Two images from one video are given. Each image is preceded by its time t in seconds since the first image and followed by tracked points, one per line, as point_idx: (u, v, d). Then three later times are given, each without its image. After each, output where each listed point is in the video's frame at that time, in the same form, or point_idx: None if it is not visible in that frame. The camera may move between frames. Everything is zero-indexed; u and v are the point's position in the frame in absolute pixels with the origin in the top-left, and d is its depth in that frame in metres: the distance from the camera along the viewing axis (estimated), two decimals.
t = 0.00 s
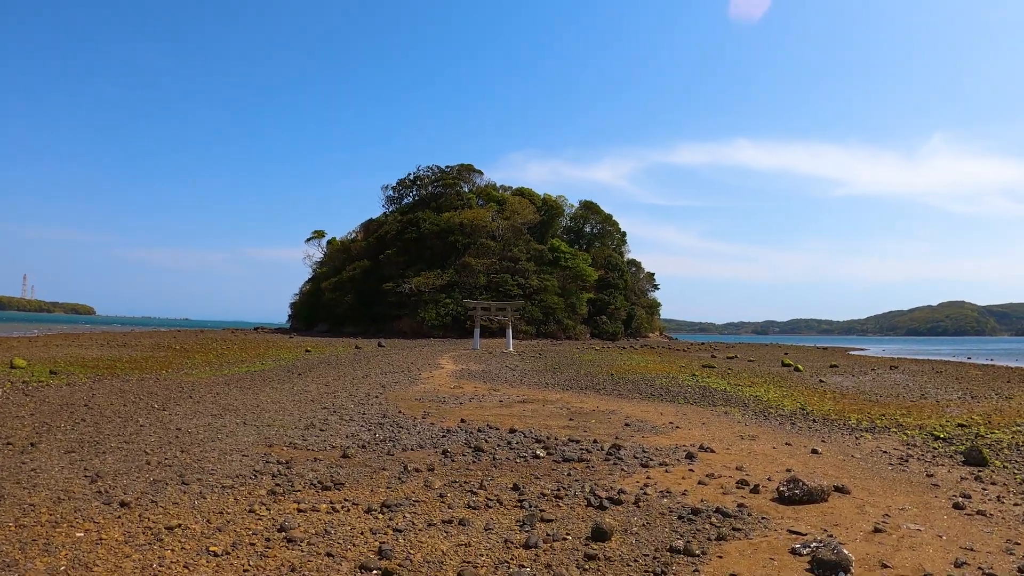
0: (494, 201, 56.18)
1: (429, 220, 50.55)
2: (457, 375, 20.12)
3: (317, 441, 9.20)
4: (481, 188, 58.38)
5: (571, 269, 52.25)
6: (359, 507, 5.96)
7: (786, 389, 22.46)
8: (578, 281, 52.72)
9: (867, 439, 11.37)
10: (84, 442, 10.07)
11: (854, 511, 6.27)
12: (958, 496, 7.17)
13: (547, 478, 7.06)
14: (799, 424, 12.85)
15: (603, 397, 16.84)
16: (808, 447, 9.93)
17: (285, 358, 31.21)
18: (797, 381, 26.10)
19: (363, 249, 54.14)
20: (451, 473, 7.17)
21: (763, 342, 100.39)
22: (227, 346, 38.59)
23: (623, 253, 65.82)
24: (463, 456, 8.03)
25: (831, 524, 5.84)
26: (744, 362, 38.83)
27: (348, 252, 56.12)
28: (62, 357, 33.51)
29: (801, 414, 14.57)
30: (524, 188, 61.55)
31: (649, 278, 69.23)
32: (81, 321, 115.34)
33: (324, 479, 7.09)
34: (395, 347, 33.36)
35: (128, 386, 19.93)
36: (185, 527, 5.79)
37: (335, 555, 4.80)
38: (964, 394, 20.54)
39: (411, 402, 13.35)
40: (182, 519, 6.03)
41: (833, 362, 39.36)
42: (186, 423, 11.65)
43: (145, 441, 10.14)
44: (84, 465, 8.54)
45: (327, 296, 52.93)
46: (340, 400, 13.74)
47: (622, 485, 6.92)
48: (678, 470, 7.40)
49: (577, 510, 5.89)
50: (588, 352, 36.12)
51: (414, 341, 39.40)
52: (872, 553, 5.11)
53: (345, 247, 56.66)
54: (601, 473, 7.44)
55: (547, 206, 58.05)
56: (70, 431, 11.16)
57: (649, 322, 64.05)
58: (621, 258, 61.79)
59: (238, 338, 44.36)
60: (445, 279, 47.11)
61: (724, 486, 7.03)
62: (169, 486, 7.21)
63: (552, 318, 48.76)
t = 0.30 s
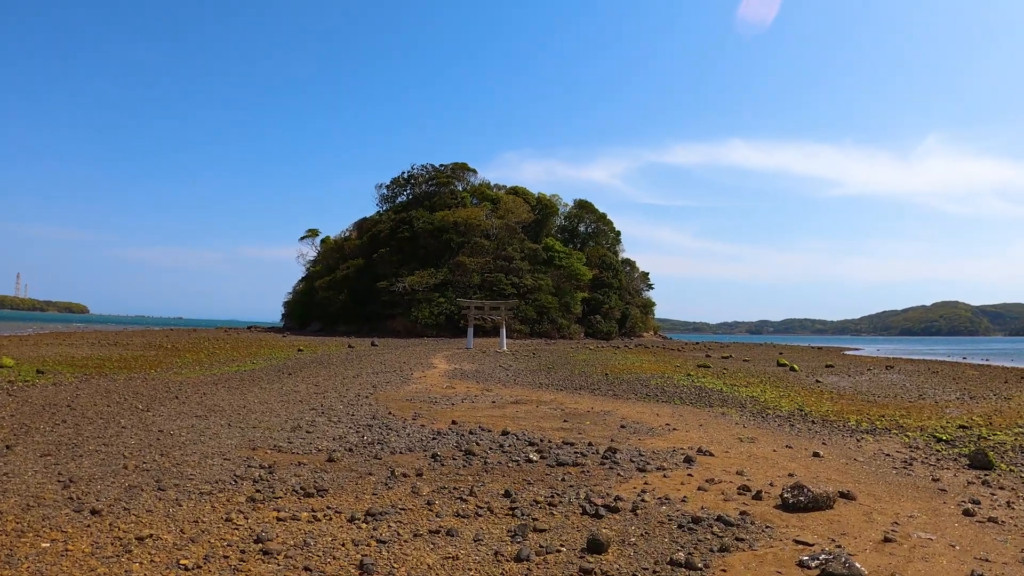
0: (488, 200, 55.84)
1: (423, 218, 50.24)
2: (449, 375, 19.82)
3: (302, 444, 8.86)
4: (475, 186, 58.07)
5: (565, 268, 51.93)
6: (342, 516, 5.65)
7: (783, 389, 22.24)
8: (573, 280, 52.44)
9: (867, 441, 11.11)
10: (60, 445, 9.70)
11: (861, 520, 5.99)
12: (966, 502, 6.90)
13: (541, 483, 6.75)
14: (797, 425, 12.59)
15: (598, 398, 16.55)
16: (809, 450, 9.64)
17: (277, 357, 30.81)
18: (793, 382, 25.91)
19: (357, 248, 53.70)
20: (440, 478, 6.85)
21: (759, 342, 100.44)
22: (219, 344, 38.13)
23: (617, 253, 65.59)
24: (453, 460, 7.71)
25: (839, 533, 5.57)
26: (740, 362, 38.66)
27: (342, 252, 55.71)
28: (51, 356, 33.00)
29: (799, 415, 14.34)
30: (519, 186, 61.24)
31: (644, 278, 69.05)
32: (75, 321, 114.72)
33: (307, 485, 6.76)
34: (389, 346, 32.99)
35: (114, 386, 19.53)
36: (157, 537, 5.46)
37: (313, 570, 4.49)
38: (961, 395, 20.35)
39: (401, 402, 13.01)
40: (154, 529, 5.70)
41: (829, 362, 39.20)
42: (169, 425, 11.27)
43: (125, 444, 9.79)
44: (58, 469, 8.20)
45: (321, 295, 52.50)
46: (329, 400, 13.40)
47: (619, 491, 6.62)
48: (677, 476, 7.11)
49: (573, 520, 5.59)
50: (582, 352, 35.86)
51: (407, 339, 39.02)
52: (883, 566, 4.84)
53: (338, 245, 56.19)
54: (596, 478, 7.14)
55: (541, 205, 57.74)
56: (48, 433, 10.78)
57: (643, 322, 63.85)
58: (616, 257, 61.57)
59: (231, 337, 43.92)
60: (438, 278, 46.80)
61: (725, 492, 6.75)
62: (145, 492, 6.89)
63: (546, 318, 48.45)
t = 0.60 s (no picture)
0: (483, 199, 55.52)
1: (418, 217, 49.90)
2: (443, 375, 19.48)
3: (289, 448, 8.52)
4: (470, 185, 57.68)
5: (560, 267, 51.64)
6: (328, 526, 5.34)
7: (782, 389, 22.00)
8: (568, 279, 52.13)
9: (872, 443, 10.84)
10: (36, 449, 9.31)
11: (874, 528, 5.71)
12: (981, 507, 6.62)
13: (538, 490, 6.43)
14: (799, 427, 12.33)
15: (594, 398, 16.26)
16: (813, 452, 9.35)
17: (269, 357, 30.35)
18: (791, 382, 25.68)
19: (351, 246, 53.29)
20: (431, 484, 6.52)
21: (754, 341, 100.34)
22: (212, 344, 37.62)
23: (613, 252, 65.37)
24: (445, 464, 7.38)
25: (853, 544, 5.28)
26: (736, 362, 38.43)
27: (336, 251, 55.27)
28: (39, 355, 32.44)
29: (800, 416, 14.09)
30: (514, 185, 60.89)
31: (639, 277, 68.87)
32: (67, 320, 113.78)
33: (292, 492, 6.43)
34: (384, 346, 32.58)
35: (101, 386, 19.10)
36: (129, 551, 5.12)
37: None
38: (961, 395, 20.15)
39: (393, 403, 12.67)
40: (126, 540, 5.35)
41: (826, 363, 39.02)
42: (152, 427, 10.89)
43: (104, 447, 9.42)
44: (31, 474, 7.82)
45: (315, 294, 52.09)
46: (320, 401, 13.04)
47: (620, 498, 6.31)
48: (680, 482, 6.81)
49: (572, 530, 5.29)
50: (578, 351, 35.58)
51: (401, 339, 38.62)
52: None
53: (332, 245, 55.78)
54: (596, 483, 6.83)
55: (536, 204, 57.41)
56: (26, 435, 10.38)
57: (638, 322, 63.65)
58: (611, 256, 61.34)
59: (224, 336, 43.40)
60: (433, 277, 46.46)
61: (731, 498, 6.45)
62: (120, 499, 6.53)
63: (541, 317, 48.12)
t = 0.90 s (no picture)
0: (471, 194, 55.14)
1: (406, 213, 49.49)
2: (430, 372, 19.14)
3: (268, 449, 8.17)
4: (458, 180, 57.24)
5: (548, 263, 51.36)
6: (304, 536, 5.02)
7: (773, 387, 21.82)
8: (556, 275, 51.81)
9: (868, 442, 10.60)
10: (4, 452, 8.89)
11: (878, 535, 5.46)
12: (987, 512, 6.39)
13: (526, 495, 6.13)
14: (793, 426, 12.10)
15: (584, 396, 15.99)
16: (810, 453, 9.10)
17: (254, 353, 29.83)
18: (782, 379, 25.52)
19: (338, 242, 52.76)
20: (415, 489, 6.22)
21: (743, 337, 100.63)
22: (197, 340, 36.97)
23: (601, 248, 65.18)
24: (430, 467, 7.06)
25: (858, 553, 5.03)
26: (726, 358, 38.30)
27: (323, 246, 54.68)
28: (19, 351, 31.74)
29: (793, 414, 13.86)
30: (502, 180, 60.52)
31: (627, 273, 68.79)
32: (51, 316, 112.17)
33: (268, 498, 6.10)
34: (371, 342, 32.12)
35: (79, 384, 18.61)
36: (91, 564, 4.76)
37: None
38: (954, 393, 20.03)
39: (378, 401, 12.32)
40: (90, 552, 5.00)
41: (816, 360, 38.95)
42: (128, 428, 10.49)
43: (76, 449, 9.03)
44: None
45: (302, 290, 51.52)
46: (302, 400, 12.68)
47: (613, 504, 6.02)
48: (675, 486, 6.53)
49: (563, 540, 4.99)
50: (566, 347, 35.30)
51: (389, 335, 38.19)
52: None
53: (319, 241, 55.25)
54: (587, 488, 6.53)
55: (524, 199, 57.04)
56: None
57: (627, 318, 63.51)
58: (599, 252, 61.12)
59: (210, 332, 42.75)
60: (421, 273, 46.08)
61: (728, 503, 6.18)
62: (87, 507, 6.16)
63: (529, 313, 47.75)
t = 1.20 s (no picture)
0: (443, 185, 54.55)
1: (378, 203, 48.46)
2: (401, 363, 18.74)
3: (229, 445, 7.72)
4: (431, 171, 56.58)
5: (520, 254, 51.08)
6: (262, 540, 4.62)
7: (747, 378, 21.82)
8: (528, 266, 51.52)
9: (849, 436, 10.45)
10: None
11: (870, 535, 5.23)
12: (978, 509, 6.20)
13: (499, 493, 5.80)
14: (772, 419, 11.93)
15: (558, 388, 15.73)
16: (791, 448, 8.90)
17: (221, 344, 29.10)
18: (756, 371, 25.59)
19: (310, 232, 51.88)
20: (382, 488, 5.84)
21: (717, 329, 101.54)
22: (165, 331, 36.02)
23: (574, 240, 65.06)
24: (397, 464, 6.68)
25: (851, 554, 4.78)
26: (698, 350, 38.43)
27: (295, 236, 53.64)
28: None
29: (770, 407, 13.73)
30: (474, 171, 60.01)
31: (599, 264, 68.85)
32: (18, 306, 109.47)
33: (224, 498, 5.68)
34: (342, 333, 31.56)
35: (36, 376, 17.89)
36: (26, 574, 4.30)
37: None
38: (927, 385, 20.17)
39: (345, 393, 11.90)
40: (25, 561, 4.55)
41: (789, 352, 39.26)
42: (83, 423, 9.95)
43: (26, 445, 8.49)
44: None
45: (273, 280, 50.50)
46: (268, 392, 12.20)
47: (591, 502, 5.71)
48: (655, 484, 6.24)
49: (540, 545, 4.66)
50: (538, 339, 35.11)
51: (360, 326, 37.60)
52: None
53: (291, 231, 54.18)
54: (564, 485, 6.21)
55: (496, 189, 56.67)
56: None
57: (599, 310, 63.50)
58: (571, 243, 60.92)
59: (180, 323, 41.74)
60: (392, 263, 45.49)
61: (712, 502, 5.91)
62: (29, 509, 5.68)
63: (502, 304, 47.38)
